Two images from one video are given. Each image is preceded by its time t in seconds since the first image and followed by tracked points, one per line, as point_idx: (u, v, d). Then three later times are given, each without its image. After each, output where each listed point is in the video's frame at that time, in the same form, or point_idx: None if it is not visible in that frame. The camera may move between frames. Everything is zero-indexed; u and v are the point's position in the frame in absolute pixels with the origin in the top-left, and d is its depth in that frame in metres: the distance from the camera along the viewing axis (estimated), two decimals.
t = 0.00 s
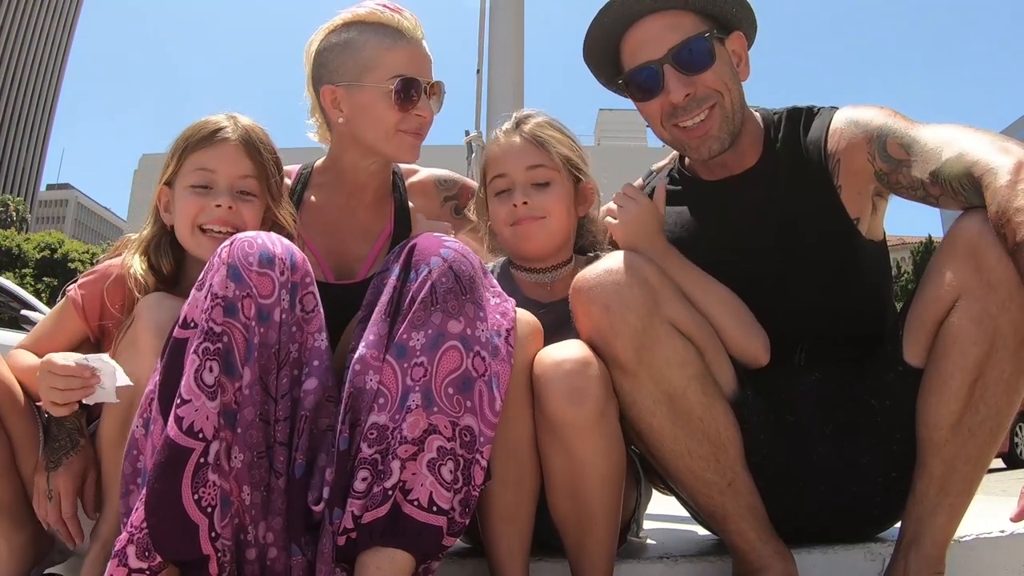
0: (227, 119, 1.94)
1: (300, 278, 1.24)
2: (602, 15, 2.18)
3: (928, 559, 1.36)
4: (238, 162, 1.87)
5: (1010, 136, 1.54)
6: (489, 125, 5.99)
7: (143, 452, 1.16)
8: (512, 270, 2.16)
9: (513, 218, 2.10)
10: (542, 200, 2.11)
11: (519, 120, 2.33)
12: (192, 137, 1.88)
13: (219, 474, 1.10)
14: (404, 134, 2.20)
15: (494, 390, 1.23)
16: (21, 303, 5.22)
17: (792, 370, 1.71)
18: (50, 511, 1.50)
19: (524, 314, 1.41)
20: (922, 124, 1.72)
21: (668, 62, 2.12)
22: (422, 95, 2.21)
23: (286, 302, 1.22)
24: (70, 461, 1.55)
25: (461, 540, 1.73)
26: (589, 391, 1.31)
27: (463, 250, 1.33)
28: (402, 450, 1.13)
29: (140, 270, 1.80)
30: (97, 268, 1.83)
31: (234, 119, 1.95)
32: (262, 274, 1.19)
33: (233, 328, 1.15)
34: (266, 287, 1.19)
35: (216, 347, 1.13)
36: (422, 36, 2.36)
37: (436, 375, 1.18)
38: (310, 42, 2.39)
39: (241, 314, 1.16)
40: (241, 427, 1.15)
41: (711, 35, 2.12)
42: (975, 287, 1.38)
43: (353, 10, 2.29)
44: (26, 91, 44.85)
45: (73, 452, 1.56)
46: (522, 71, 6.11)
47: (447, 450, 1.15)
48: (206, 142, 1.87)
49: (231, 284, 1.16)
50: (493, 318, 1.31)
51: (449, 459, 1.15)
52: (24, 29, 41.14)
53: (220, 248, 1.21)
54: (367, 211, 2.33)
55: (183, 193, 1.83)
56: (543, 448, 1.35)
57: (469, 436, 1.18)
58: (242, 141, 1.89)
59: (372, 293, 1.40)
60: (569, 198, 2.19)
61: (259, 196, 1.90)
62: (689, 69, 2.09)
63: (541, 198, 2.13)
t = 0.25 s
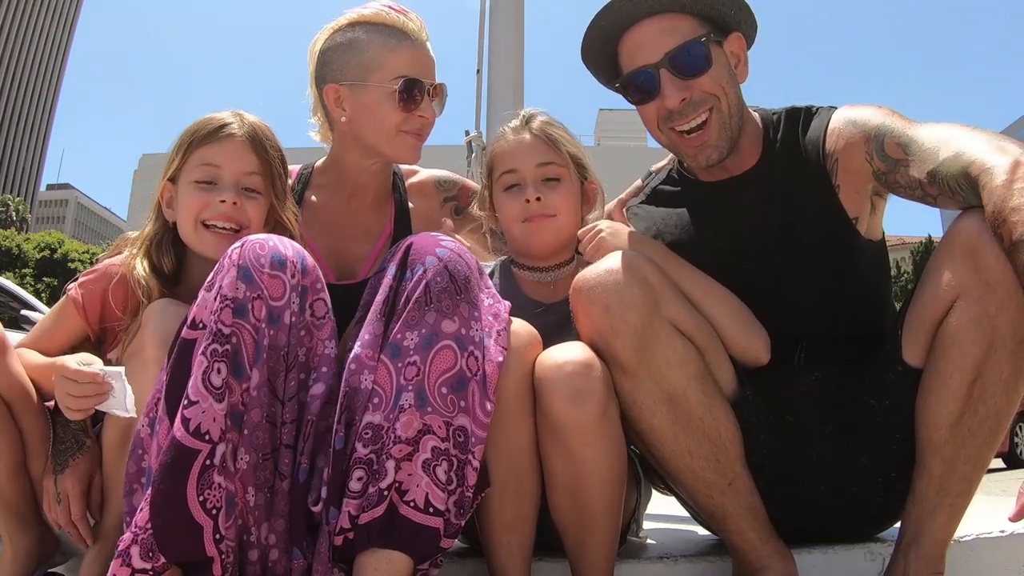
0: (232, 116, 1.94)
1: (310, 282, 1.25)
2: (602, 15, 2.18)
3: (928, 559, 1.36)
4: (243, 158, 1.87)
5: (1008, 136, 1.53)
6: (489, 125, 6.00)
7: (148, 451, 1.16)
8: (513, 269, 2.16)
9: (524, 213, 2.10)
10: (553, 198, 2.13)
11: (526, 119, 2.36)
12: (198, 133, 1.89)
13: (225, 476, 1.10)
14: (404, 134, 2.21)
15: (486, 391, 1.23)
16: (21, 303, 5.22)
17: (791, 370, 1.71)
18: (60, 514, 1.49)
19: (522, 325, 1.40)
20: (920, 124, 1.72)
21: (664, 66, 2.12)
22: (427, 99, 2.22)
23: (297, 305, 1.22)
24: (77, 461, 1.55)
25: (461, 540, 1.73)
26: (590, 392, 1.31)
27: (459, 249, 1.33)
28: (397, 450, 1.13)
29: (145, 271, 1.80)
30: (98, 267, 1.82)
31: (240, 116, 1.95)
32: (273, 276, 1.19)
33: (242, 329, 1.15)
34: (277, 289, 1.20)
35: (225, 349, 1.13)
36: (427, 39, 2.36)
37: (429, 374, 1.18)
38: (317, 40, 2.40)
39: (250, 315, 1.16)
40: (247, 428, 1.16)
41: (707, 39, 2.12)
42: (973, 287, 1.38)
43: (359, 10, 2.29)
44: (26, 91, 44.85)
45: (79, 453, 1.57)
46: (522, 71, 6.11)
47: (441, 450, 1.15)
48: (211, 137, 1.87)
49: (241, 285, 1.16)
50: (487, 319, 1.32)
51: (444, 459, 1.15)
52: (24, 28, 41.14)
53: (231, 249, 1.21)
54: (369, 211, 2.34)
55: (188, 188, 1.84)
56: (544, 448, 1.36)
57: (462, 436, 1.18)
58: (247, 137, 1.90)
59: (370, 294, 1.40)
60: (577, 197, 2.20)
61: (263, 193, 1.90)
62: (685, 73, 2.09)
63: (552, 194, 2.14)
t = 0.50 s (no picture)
0: (231, 104, 1.95)
1: (320, 287, 1.26)
2: (606, 7, 2.19)
3: (928, 559, 1.36)
4: (239, 144, 1.87)
5: (1008, 136, 1.53)
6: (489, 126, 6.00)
7: (154, 452, 1.17)
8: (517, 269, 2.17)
9: (530, 212, 2.10)
10: (558, 199, 2.13)
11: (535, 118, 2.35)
12: (196, 121, 1.89)
13: (233, 480, 1.10)
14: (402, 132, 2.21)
15: (491, 392, 1.24)
16: (21, 303, 5.22)
17: (792, 370, 1.71)
18: (55, 513, 1.50)
19: (524, 325, 1.41)
20: (919, 124, 1.72)
21: (666, 61, 2.12)
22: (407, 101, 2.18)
23: (307, 310, 1.23)
24: (71, 460, 1.56)
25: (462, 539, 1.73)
26: (591, 392, 1.31)
27: (464, 250, 1.34)
28: (401, 450, 1.13)
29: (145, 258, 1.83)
30: (93, 258, 1.82)
31: (239, 105, 1.95)
32: (285, 280, 1.20)
33: (253, 333, 1.15)
34: (289, 294, 1.20)
35: (235, 353, 1.13)
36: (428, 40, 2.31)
37: (434, 375, 1.18)
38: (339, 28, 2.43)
39: (262, 319, 1.17)
40: (255, 432, 1.16)
41: (712, 36, 2.11)
42: (974, 287, 1.38)
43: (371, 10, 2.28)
44: (26, 91, 44.85)
45: (74, 451, 1.58)
46: (522, 71, 6.11)
47: (445, 451, 1.16)
48: (208, 123, 1.88)
49: (253, 289, 1.17)
50: (492, 320, 1.32)
51: (447, 460, 1.15)
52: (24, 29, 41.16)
53: (244, 251, 1.21)
54: (370, 212, 2.34)
55: (185, 173, 1.84)
56: (545, 448, 1.36)
57: (466, 437, 1.18)
58: (243, 124, 1.90)
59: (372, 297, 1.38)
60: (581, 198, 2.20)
61: (259, 179, 1.89)
62: (686, 69, 2.09)
63: (559, 195, 2.14)
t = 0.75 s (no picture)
0: (219, 103, 1.95)
1: (315, 282, 1.25)
2: None
3: (928, 559, 1.36)
4: (223, 142, 1.87)
5: (1011, 137, 1.54)
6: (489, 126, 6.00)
7: (151, 450, 1.16)
8: (518, 268, 2.17)
9: (534, 213, 2.10)
10: (564, 199, 2.13)
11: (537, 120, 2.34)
12: (182, 121, 1.90)
13: (226, 475, 1.10)
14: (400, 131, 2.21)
15: (496, 392, 1.24)
16: (21, 302, 5.22)
17: (791, 370, 1.71)
18: (48, 508, 1.51)
19: (528, 317, 1.42)
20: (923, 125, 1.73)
21: (645, 59, 2.16)
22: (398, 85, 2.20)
23: (302, 304, 1.22)
24: (64, 456, 1.55)
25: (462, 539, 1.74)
26: (592, 392, 1.31)
27: (467, 251, 1.33)
28: (404, 450, 1.13)
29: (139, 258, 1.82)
30: (89, 255, 1.84)
31: (227, 102, 1.95)
32: (279, 274, 1.19)
33: (245, 327, 1.15)
34: (283, 287, 1.20)
35: (227, 347, 1.13)
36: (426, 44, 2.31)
37: (438, 376, 1.18)
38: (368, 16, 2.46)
39: (256, 313, 1.16)
40: (250, 426, 1.16)
41: (687, 40, 2.11)
42: (973, 287, 1.38)
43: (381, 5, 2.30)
44: (26, 91, 44.84)
45: (67, 447, 1.57)
46: (522, 71, 6.11)
47: (448, 451, 1.16)
48: (194, 122, 1.88)
49: (245, 282, 1.16)
50: (497, 320, 1.31)
51: (451, 460, 1.15)
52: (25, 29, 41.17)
53: (235, 246, 1.21)
54: (369, 210, 2.34)
55: (172, 174, 1.85)
56: (545, 448, 1.36)
57: (470, 437, 1.18)
58: (228, 122, 1.90)
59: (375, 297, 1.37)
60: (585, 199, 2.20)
61: (246, 177, 1.89)
62: (659, 69, 2.13)
63: (563, 196, 2.14)
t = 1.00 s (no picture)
0: (204, 110, 1.93)
1: (314, 282, 1.25)
2: None
3: (928, 559, 1.36)
4: (211, 152, 1.86)
5: (1018, 138, 1.55)
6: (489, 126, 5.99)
7: (151, 451, 1.16)
8: (517, 271, 2.17)
9: (534, 213, 2.10)
10: (562, 200, 2.12)
11: (538, 120, 2.34)
12: (166, 131, 1.87)
13: (229, 476, 1.10)
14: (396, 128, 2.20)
15: (498, 391, 1.24)
16: (21, 302, 5.22)
17: (792, 371, 1.71)
18: (39, 505, 1.51)
19: (527, 314, 1.42)
20: (930, 126, 1.72)
21: (652, 61, 2.13)
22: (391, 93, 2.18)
23: (302, 305, 1.22)
24: (58, 453, 1.56)
25: (461, 539, 1.73)
26: (589, 391, 1.31)
27: (467, 251, 1.33)
28: (406, 450, 1.13)
29: (132, 266, 1.81)
30: (89, 261, 1.85)
31: (213, 110, 1.93)
32: (279, 275, 1.19)
33: (247, 328, 1.15)
34: (282, 288, 1.20)
35: (228, 348, 1.13)
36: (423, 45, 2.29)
37: (440, 377, 1.18)
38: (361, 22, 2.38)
39: (256, 314, 1.16)
40: (252, 428, 1.15)
41: (699, 42, 2.09)
42: (977, 288, 1.38)
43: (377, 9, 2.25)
44: (26, 91, 44.84)
45: (60, 445, 1.58)
46: (522, 71, 6.11)
47: (450, 451, 1.15)
48: (181, 133, 1.86)
49: (245, 283, 1.16)
50: (497, 319, 1.32)
51: (453, 460, 1.15)
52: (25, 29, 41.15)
53: (235, 248, 1.20)
54: (368, 210, 2.35)
55: (159, 186, 1.82)
56: (544, 448, 1.36)
57: (472, 437, 1.18)
58: (214, 131, 1.87)
59: (376, 296, 1.37)
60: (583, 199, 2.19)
61: (234, 187, 1.87)
62: (666, 72, 2.09)
63: (563, 196, 2.13)
